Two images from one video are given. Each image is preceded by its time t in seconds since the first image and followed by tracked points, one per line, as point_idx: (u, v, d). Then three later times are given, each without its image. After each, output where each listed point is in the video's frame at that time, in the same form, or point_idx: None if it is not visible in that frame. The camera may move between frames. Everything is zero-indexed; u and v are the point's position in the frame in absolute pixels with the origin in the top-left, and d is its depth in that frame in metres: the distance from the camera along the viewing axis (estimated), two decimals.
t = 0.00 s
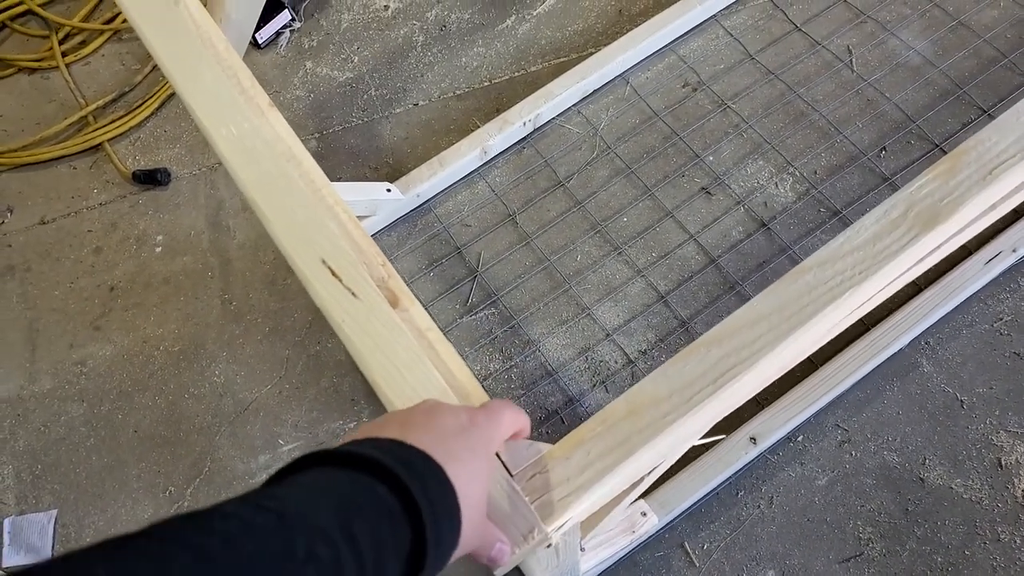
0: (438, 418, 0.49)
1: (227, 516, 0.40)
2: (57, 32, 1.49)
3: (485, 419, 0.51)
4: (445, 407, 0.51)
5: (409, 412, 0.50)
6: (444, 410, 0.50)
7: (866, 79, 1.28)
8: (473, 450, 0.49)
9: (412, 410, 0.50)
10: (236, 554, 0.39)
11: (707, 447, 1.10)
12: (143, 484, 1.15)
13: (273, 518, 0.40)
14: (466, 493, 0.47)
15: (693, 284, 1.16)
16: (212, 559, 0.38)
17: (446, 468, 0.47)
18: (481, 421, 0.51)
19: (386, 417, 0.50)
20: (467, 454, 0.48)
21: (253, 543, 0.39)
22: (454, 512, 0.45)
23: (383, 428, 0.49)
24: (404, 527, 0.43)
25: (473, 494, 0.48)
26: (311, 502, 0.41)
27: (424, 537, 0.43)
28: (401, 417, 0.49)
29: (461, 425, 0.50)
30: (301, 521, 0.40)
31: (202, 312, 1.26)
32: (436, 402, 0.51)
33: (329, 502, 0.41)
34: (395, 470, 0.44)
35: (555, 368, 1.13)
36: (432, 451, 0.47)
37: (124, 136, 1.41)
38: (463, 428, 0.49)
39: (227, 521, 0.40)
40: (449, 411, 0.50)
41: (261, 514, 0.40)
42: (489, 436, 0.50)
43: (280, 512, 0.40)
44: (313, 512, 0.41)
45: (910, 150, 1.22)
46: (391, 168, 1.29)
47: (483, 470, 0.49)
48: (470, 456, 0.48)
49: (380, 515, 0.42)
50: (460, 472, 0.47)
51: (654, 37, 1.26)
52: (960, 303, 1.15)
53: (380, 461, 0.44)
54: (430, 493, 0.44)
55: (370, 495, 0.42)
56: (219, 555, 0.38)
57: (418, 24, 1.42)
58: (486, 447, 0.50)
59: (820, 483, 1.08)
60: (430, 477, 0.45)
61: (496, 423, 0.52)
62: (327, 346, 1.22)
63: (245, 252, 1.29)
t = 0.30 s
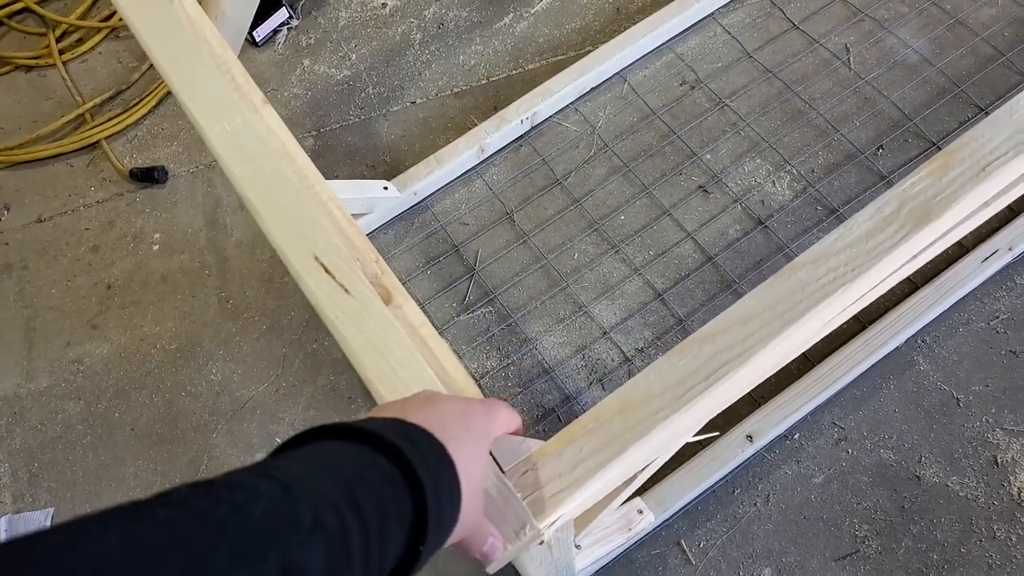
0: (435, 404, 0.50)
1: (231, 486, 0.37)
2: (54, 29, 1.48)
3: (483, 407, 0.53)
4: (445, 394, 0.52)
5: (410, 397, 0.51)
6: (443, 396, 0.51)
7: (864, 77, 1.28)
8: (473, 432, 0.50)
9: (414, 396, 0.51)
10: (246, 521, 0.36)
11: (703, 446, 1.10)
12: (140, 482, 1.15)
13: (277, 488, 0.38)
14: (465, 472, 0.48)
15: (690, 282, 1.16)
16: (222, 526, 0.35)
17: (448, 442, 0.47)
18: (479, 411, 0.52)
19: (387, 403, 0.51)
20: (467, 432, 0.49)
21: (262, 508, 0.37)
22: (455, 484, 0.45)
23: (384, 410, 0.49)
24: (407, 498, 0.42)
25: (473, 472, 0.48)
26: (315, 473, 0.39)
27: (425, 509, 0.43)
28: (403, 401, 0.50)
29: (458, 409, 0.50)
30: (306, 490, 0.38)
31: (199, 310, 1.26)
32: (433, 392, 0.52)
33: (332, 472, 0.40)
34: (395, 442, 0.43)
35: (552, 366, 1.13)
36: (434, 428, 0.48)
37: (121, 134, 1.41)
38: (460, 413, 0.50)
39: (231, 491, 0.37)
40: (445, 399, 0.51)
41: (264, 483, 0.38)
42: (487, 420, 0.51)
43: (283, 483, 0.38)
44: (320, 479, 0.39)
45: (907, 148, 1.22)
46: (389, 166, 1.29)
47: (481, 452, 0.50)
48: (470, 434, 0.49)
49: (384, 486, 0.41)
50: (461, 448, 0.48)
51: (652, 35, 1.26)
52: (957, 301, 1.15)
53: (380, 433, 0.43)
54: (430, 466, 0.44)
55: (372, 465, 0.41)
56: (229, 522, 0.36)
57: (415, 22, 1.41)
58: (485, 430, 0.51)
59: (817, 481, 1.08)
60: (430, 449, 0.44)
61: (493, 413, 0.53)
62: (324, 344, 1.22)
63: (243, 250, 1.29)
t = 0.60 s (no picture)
0: (434, 393, 0.50)
1: (240, 458, 0.37)
2: (56, 24, 1.48)
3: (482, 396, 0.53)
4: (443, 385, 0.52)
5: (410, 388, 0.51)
6: (441, 387, 0.52)
7: (871, 72, 1.27)
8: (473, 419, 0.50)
9: (413, 388, 0.52)
10: (253, 490, 0.36)
11: (705, 442, 1.09)
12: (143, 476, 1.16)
13: (284, 462, 0.38)
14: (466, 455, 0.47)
15: (693, 279, 1.15)
16: (231, 494, 0.35)
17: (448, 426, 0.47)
18: (477, 398, 0.52)
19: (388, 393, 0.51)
20: (467, 417, 0.49)
21: (269, 480, 0.37)
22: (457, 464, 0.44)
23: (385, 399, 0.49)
24: (410, 475, 0.41)
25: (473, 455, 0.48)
26: (321, 449, 0.39)
27: (428, 488, 0.42)
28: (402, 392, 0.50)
29: (457, 397, 0.50)
30: (313, 464, 0.38)
31: (201, 306, 1.26)
32: (432, 383, 0.52)
33: (338, 448, 0.39)
34: (398, 422, 0.43)
35: (554, 362, 1.12)
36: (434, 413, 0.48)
37: (123, 130, 1.41)
38: (459, 400, 0.50)
39: (240, 463, 0.37)
40: (443, 388, 0.51)
41: (271, 457, 0.38)
42: (486, 407, 0.52)
43: (291, 457, 0.38)
44: (326, 454, 0.39)
45: (914, 143, 1.21)
46: (390, 161, 1.29)
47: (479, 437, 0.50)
48: (470, 419, 0.50)
49: (388, 463, 0.41)
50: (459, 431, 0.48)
51: (656, 29, 1.25)
52: (963, 297, 1.14)
53: (384, 413, 0.43)
54: (434, 446, 0.43)
55: (376, 444, 0.41)
56: (237, 491, 0.36)
57: (418, 16, 1.41)
58: (484, 416, 0.51)
59: (820, 479, 1.08)
60: (432, 429, 0.44)
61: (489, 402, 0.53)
62: (326, 340, 1.21)
63: (244, 246, 1.29)
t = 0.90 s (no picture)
0: (437, 383, 0.49)
1: (237, 456, 0.36)
2: (60, 14, 1.48)
3: (486, 387, 0.52)
4: (448, 375, 0.51)
5: (414, 376, 0.50)
6: (445, 376, 0.51)
7: (876, 68, 1.27)
8: (476, 410, 0.49)
9: (417, 376, 0.51)
10: (251, 488, 0.35)
11: (707, 438, 1.09)
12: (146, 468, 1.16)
13: (281, 460, 0.37)
14: (467, 448, 0.46)
15: (697, 274, 1.15)
16: (230, 492, 0.34)
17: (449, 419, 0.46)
18: (482, 391, 0.51)
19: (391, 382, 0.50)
20: (470, 409, 0.48)
21: (266, 477, 0.36)
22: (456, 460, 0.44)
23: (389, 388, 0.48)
24: (409, 472, 0.41)
25: (476, 448, 0.47)
26: (319, 446, 0.38)
27: (426, 484, 0.41)
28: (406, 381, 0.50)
29: (459, 387, 0.49)
30: (310, 462, 0.38)
31: (205, 298, 1.26)
32: (436, 372, 0.51)
33: (334, 445, 0.39)
34: (396, 418, 0.42)
35: (558, 356, 1.12)
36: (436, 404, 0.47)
37: (127, 121, 1.40)
38: (461, 390, 0.49)
39: (236, 461, 0.36)
40: (446, 378, 0.50)
41: (267, 455, 0.37)
42: (490, 399, 0.51)
43: (287, 454, 0.37)
44: (322, 451, 0.38)
45: (920, 140, 1.21)
46: (395, 154, 1.29)
47: (483, 429, 0.48)
48: (473, 411, 0.48)
49: (386, 460, 0.40)
50: (462, 424, 0.47)
51: (663, 23, 1.25)
52: (967, 294, 1.14)
53: (382, 409, 0.42)
54: (432, 442, 0.43)
55: (373, 440, 0.40)
56: (235, 489, 0.35)
57: (424, 9, 1.40)
58: (489, 408, 0.50)
59: (822, 475, 1.08)
60: (431, 425, 0.43)
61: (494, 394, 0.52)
62: (330, 332, 1.21)
63: (249, 238, 1.29)
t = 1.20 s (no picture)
0: (441, 378, 0.49)
1: (242, 453, 0.36)
2: (57, 14, 1.48)
3: (491, 382, 0.52)
4: (453, 371, 0.51)
5: (420, 372, 0.50)
6: (449, 371, 0.51)
7: (875, 59, 1.27)
8: (481, 404, 0.49)
9: (422, 370, 0.51)
10: (254, 485, 0.35)
11: (709, 429, 1.10)
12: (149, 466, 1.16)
13: (286, 456, 0.37)
14: (473, 443, 0.46)
15: (698, 267, 1.15)
16: (234, 488, 0.34)
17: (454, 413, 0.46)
18: (487, 384, 0.51)
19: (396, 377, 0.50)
20: (474, 403, 0.48)
21: (271, 473, 0.36)
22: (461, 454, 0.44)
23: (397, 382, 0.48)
24: (414, 467, 0.40)
25: (482, 442, 0.47)
26: (324, 440, 0.38)
27: (432, 478, 0.41)
28: (411, 376, 0.49)
29: (464, 382, 0.49)
30: (316, 457, 0.37)
31: (205, 296, 1.26)
32: (440, 367, 0.51)
33: (339, 440, 0.38)
34: (401, 413, 0.42)
35: (559, 350, 1.12)
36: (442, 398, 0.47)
37: (126, 119, 1.40)
38: (466, 385, 0.49)
39: (241, 458, 0.36)
40: (450, 373, 0.50)
41: (273, 451, 0.37)
42: (494, 394, 0.51)
43: (293, 450, 0.37)
44: (327, 446, 0.38)
45: (919, 130, 1.21)
46: (394, 150, 1.29)
47: (489, 424, 0.48)
48: (479, 405, 0.48)
49: (391, 454, 0.40)
50: (467, 418, 0.47)
51: (661, 16, 1.25)
52: (967, 284, 1.14)
53: (387, 404, 0.41)
54: (437, 436, 0.42)
55: (379, 435, 0.40)
56: (239, 485, 0.35)
57: (421, 5, 1.40)
58: (494, 402, 0.50)
59: (824, 466, 1.08)
60: (436, 419, 0.43)
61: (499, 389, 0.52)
62: (331, 328, 1.21)
63: (248, 235, 1.29)
